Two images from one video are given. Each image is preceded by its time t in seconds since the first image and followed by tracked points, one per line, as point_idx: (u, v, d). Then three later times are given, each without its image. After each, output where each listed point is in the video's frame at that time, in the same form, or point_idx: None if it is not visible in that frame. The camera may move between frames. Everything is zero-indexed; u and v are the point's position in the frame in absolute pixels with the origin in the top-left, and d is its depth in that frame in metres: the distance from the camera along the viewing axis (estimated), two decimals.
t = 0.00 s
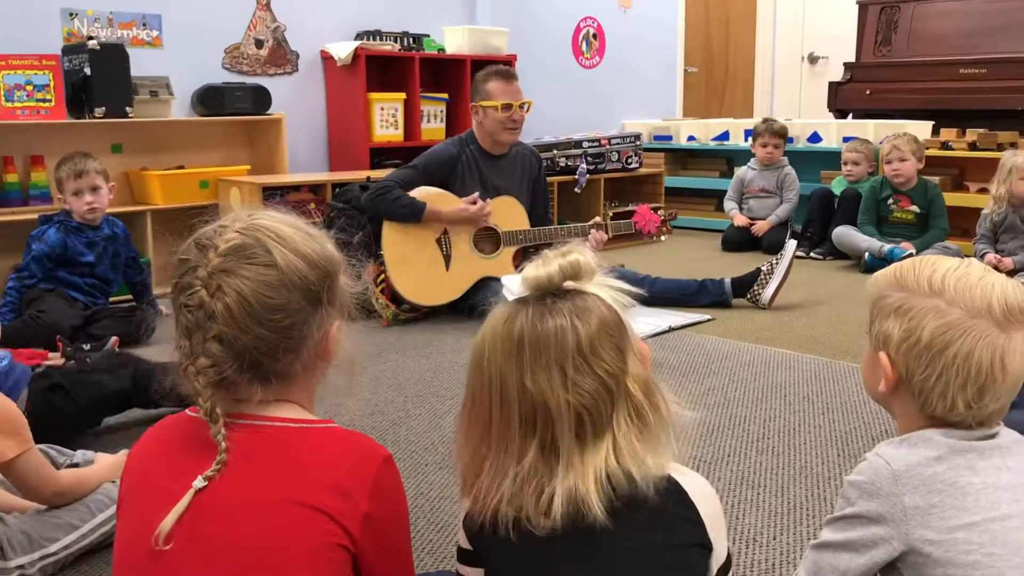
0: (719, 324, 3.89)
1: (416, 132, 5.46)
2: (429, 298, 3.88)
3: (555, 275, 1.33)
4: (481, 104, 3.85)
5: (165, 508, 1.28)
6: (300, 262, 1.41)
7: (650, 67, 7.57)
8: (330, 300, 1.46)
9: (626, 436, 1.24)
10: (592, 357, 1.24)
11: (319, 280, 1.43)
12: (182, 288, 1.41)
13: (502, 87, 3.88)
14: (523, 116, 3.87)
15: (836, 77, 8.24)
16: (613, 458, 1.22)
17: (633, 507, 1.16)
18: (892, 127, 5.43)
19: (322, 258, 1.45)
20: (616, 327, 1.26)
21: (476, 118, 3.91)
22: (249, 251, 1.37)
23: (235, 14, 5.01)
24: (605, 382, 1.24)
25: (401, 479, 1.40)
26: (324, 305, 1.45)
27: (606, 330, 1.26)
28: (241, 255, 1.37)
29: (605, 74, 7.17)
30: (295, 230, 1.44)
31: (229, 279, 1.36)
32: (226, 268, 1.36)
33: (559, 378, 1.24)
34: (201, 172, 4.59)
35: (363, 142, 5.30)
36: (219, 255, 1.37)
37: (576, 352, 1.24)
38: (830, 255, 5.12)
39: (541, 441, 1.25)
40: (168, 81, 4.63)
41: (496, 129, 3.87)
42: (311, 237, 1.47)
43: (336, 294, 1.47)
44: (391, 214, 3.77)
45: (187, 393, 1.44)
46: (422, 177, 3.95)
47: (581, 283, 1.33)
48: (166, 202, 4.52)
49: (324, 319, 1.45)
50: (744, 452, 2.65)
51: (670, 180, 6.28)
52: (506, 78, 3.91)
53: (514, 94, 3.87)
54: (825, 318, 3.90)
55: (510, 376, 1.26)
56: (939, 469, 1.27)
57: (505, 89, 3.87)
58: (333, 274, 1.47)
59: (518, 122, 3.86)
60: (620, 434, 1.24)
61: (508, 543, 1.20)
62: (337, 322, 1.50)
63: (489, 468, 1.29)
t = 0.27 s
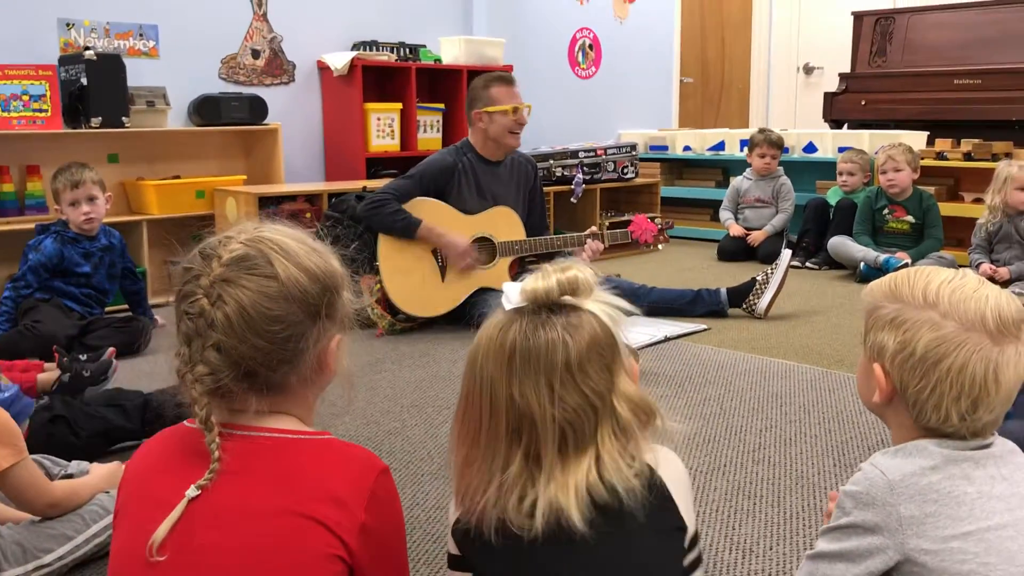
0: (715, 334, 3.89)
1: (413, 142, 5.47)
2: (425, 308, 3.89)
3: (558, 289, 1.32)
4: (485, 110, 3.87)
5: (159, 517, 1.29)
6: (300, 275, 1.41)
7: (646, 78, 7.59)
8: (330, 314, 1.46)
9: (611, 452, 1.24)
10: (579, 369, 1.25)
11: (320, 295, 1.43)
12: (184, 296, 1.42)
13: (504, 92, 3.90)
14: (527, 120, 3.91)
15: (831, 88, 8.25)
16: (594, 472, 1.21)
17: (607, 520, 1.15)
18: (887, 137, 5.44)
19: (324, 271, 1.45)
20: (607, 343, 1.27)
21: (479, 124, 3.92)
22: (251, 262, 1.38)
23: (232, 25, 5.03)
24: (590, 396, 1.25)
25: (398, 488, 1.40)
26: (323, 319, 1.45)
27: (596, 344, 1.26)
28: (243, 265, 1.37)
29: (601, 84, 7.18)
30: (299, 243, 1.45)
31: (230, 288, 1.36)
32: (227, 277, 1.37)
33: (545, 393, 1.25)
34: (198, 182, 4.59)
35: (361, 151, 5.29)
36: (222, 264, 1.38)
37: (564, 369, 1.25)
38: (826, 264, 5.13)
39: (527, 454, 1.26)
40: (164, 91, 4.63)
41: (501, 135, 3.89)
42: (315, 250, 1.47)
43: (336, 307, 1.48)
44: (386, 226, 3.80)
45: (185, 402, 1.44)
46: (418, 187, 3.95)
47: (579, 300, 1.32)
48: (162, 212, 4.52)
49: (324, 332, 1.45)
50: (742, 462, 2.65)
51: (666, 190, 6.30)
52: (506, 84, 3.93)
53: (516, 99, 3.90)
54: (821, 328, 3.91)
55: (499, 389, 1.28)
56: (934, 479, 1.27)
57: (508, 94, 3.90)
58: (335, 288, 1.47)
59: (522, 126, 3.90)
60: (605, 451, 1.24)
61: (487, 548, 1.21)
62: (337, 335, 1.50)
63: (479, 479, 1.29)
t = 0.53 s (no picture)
0: (718, 342, 3.90)
1: (416, 150, 5.49)
2: (428, 316, 3.90)
3: (547, 289, 1.40)
4: (475, 118, 3.85)
5: (161, 525, 1.29)
6: (305, 284, 1.42)
7: (650, 88, 7.61)
8: (335, 323, 1.47)
9: (565, 446, 1.26)
10: (549, 364, 1.27)
11: (326, 303, 1.44)
12: (189, 305, 1.43)
13: (496, 102, 3.82)
14: (514, 131, 3.85)
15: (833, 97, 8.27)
16: (545, 464, 1.24)
17: (555, 513, 1.21)
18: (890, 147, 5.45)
19: (329, 280, 1.46)
20: (579, 348, 1.29)
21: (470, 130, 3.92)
22: (256, 272, 1.39)
23: (238, 34, 5.05)
24: (554, 393, 1.26)
25: (400, 496, 1.40)
26: (328, 329, 1.46)
27: (568, 345, 1.29)
28: (248, 275, 1.39)
29: (604, 93, 7.20)
30: (304, 252, 1.46)
31: (235, 297, 1.37)
32: (232, 287, 1.38)
33: (513, 377, 1.27)
34: (202, 190, 4.60)
35: (365, 160, 5.31)
36: (227, 274, 1.39)
37: (534, 358, 1.27)
38: (829, 274, 5.14)
39: (484, 430, 1.28)
40: (169, 99, 4.66)
41: (486, 144, 3.88)
42: (321, 258, 1.49)
43: (341, 316, 1.48)
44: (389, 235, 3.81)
45: (190, 411, 1.45)
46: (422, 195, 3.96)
47: (567, 305, 1.40)
48: (166, 219, 4.54)
49: (328, 341, 1.46)
50: (744, 472, 2.65)
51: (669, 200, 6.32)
52: (502, 94, 3.86)
53: (507, 109, 3.83)
54: (824, 337, 3.91)
55: (469, 366, 1.29)
56: (935, 489, 1.28)
57: (500, 104, 3.83)
58: (340, 296, 1.48)
59: (509, 137, 3.86)
60: (560, 444, 1.26)
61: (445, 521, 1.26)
62: (341, 344, 1.51)
63: (439, 454, 1.33)
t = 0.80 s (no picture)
0: (732, 347, 3.90)
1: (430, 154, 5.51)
2: (442, 319, 3.93)
3: (532, 297, 1.40)
4: (488, 118, 3.85)
5: (175, 528, 1.31)
6: (317, 289, 1.43)
7: (664, 92, 7.59)
8: (346, 328, 1.48)
9: (546, 448, 1.28)
10: (530, 367, 1.30)
11: (337, 308, 1.45)
12: (202, 310, 1.43)
13: (508, 100, 3.88)
14: (528, 126, 3.83)
15: (849, 101, 8.25)
16: (527, 464, 1.26)
17: (535, 511, 1.22)
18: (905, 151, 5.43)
19: (340, 286, 1.47)
20: (561, 352, 1.32)
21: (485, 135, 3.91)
22: (270, 277, 1.40)
23: (253, 38, 5.08)
24: (535, 395, 1.29)
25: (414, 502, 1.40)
26: (339, 334, 1.47)
27: (549, 349, 1.31)
28: (261, 280, 1.40)
29: (618, 97, 7.20)
30: (316, 258, 1.47)
31: (249, 302, 1.38)
32: (246, 291, 1.39)
33: (495, 380, 1.29)
34: (218, 193, 4.64)
35: (379, 164, 5.33)
36: (240, 279, 1.40)
37: (516, 362, 1.30)
38: (844, 278, 5.12)
39: (467, 432, 1.31)
40: (186, 103, 4.69)
41: (503, 142, 3.85)
42: (333, 264, 1.50)
43: (352, 321, 1.49)
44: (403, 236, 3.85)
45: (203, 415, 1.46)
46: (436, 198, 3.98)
47: (549, 312, 1.40)
48: (182, 222, 4.57)
49: (339, 346, 1.47)
50: (757, 476, 2.65)
51: (683, 203, 6.31)
52: (512, 94, 3.91)
53: (519, 106, 3.88)
54: (838, 342, 3.90)
55: (453, 371, 1.33)
56: (950, 495, 1.27)
57: (511, 103, 3.88)
58: (351, 302, 1.49)
59: (524, 132, 3.83)
60: (541, 446, 1.28)
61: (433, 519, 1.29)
62: (353, 349, 1.52)
63: (426, 456, 1.36)
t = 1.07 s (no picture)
0: (770, 337, 3.86)
1: (464, 146, 5.50)
2: (476, 311, 3.93)
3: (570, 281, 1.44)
4: (530, 115, 3.78)
5: (214, 522, 1.31)
6: (349, 283, 1.43)
7: (698, 79, 7.52)
8: (379, 319, 1.48)
9: (571, 426, 1.34)
10: (559, 348, 1.36)
11: (370, 300, 1.45)
12: (235, 305, 1.44)
13: (551, 97, 3.78)
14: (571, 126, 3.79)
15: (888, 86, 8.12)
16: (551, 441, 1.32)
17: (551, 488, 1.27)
18: (947, 136, 5.34)
19: (372, 278, 1.46)
20: (592, 334, 1.37)
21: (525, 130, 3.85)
22: (302, 272, 1.40)
23: (287, 33, 5.09)
24: (563, 376, 1.35)
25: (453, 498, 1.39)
26: (372, 326, 1.46)
27: (579, 331, 1.37)
28: (293, 275, 1.39)
29: (652, 86, 7.14)
30: (348, 251, 1.47)
31: (281, 297, 1.38)
32: (278, 287, 1.39)
33: (525, 360, 1.36)
34: (254, 188, 4.67)
35: (413, 156, 5.34)
36: (272, 275, 1.40)
37: (546, 343, 1.36)
38: (885, 267, 5.06)
39: (501, 406, 1.39)
40: (221, 98, 4.72)
41: (543, 141, 3.82)
42: (366, 257, 1.49)
43: (385, 312, 1.49)
44: (438, 231, 3.87)
45: (239, 409, 1.47)
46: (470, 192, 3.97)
47: (587, 297, 1.42)
48: (220, 216, 4.61)
49: (373, 338, 1.47)
50: (796, 468, 2.62)
51: (720, 193, 6.26)
52: (556, 90, 3.81)
53: (562, 104, 3.79)
54: (878, 332, 3.85)
55: (489, 350, 1.40)
56: (994, 487, 1.24)
57: (554, 100, 3.78)
58: (383, 293, 1.49)
59: (567, 132, 3.80)
60: (566, 424, 1.34)
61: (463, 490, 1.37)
62: (388, 341, 1.52)
63: (468, 430, 1.44)
